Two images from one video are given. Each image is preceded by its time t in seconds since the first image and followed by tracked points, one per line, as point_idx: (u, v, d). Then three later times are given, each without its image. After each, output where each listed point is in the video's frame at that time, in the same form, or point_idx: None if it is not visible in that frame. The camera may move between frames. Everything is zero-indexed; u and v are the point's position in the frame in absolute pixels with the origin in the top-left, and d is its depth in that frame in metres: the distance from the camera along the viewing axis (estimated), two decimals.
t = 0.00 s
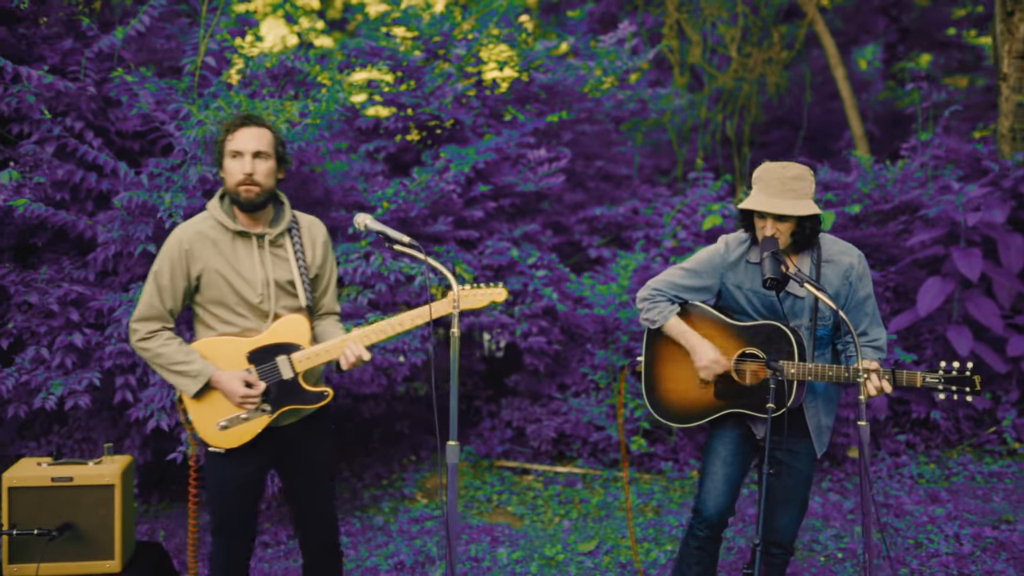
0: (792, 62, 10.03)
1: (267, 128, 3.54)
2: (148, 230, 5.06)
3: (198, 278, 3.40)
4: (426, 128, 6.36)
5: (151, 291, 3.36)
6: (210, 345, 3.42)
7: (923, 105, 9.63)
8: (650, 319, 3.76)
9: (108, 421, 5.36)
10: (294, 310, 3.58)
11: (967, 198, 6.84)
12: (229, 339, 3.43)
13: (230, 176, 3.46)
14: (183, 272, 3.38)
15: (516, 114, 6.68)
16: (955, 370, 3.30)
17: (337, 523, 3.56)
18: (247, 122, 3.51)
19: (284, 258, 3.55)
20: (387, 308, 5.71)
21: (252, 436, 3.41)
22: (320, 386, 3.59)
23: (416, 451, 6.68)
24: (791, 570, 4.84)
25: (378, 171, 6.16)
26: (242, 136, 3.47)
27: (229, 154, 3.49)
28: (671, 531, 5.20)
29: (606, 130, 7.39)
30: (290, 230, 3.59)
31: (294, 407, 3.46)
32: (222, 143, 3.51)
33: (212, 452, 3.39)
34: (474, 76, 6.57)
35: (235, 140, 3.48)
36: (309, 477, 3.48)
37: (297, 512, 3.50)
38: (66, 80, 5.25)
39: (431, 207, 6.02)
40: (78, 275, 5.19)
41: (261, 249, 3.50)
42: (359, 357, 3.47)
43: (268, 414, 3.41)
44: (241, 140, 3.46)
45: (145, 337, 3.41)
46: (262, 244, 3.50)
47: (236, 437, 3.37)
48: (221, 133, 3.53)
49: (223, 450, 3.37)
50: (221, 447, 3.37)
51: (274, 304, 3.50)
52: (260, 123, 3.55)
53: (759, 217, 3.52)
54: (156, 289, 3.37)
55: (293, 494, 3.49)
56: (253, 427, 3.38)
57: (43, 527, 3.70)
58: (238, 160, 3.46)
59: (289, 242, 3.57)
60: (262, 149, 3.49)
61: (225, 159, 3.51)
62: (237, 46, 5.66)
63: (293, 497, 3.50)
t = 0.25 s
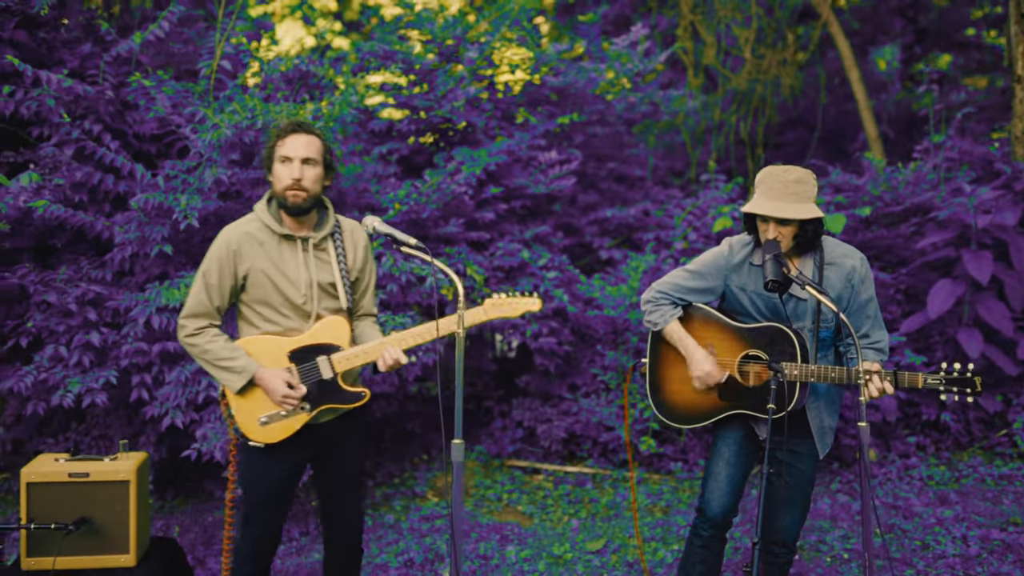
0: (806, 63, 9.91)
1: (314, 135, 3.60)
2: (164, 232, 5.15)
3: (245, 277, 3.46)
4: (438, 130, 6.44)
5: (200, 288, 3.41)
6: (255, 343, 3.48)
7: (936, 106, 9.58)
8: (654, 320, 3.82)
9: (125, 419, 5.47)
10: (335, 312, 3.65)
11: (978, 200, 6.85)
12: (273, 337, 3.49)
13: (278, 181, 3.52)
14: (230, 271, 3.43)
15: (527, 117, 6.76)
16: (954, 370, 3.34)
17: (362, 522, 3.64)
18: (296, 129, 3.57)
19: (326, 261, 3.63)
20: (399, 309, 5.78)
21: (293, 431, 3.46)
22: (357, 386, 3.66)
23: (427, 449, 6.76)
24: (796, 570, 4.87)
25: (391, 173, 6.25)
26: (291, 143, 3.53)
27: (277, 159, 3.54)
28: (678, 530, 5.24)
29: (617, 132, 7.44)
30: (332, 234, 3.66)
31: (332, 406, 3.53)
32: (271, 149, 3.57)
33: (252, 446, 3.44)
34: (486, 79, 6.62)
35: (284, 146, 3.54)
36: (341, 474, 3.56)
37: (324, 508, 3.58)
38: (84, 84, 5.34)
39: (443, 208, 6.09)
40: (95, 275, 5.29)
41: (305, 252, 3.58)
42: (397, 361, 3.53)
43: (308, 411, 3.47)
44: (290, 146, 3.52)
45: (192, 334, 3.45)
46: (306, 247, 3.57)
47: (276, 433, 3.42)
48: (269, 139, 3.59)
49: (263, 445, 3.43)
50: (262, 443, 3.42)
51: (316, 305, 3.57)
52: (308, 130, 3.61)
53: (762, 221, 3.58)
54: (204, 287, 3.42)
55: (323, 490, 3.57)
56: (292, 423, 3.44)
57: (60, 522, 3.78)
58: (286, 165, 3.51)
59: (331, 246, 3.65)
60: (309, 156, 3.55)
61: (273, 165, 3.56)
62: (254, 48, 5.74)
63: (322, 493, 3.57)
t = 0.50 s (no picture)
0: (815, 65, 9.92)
1: (349, 143, 3.64)
2: (172, 233, 5.20)
3: (271, 277, 3.54)
4: (444, 133, 6.48)
5: (228, 287, 3.50)
6: (278, 343, 3.56)
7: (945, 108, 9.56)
8: (653, 322, 3.87)
9: (132, 419, 5.53)
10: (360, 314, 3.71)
11: (984, 203, 6.86)
12: (297, 337, 3.56)
13: (313, 188, 3.58)
14: (258, 271, 3.52)
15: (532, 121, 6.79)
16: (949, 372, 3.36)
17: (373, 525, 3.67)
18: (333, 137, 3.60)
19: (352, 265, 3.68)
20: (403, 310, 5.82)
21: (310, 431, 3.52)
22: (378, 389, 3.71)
23: (433, 450, 6.83)
24: (797, 571, 4.89)
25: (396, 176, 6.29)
26: (328, 151, 3.57)
27: (313, 165, 3.58)
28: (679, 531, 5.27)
29: (622, 134, 7.46)
30: (360, 238, 3.72)
31: (351, 406, 3.58)
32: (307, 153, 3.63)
33: (272, 441, 3.53)
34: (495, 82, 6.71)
35: (321, 153, 3.57)
36: (354, 473, 3.61)
37: (338, 507, 3.63)
38: (94, 87, 5.41)
39: (448, 211, 6.13)
40: (104, 277, 5.36)
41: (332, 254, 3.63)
42: (416, 366, 3.58)
43: (327, 411, 3.52)
44: (327, 156, 3.56)
45: (218, 330, 3.55)
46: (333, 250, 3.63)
47: (295, 430, 3.49)
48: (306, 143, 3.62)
49: (282, 441, 3.50)
50: (282, 439, 3.50)
51: (340, 306, 3.63)
52: (343, 137, 3.64)
53: (758, 225, 3.60)
54: (232, 286, 3.51)
55: (338, 487, 3.62)
56: (312, 422, 3.51)
57: (66, 519, 3.84)
58: (322, 174, 3.56)
59: (358, 249, 3.69)
60: (344, 164, 3.59)
61: (308, 170, 3.61)
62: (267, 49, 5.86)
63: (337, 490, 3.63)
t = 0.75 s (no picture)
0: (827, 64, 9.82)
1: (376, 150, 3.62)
2: (180, 229, 5.29)
3: (284, 266, 3.60)
4: (451, 129, 6.52)
5: (240, 275, 3.57)
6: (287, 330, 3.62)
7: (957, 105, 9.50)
8: (653, 315, 3.88)
9: (142, 411, 5.60)
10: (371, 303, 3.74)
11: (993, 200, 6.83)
12: (307, 324, 3.61)
13: (342, 195, 3.58)
14: (271, 261, 3.58)
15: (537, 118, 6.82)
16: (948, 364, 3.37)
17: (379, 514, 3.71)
18: (364, 145, 3.56)
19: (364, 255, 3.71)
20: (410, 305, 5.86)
21: (320, 420, 3.54)
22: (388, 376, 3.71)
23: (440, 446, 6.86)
24: (801, 565, 4.89)
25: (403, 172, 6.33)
26: (361, 163, 3.55)
27: (343, 173, 3.55)
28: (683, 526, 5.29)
29: (630, 131, 7.46)
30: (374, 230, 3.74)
31: (360, 394, 3.58)
32: (334, 161, 3.55)
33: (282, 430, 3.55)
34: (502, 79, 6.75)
35: (353, 164, 3.54)
36: (365, 462, 3.65)
37: (348, 497, 3.66)
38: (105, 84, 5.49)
39: (455, 206, 6.18)
40: (114, 271, 5.42)
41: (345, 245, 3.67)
42: (424, 352, 3.55)
43: (334, 398, 3.53)
44: (362, 169, 3.54)
45: (230, 316, 3.61)
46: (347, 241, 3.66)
47: (307, 417, 3.51)
48: (334, 147, 3.55)
49: (293, 429, 3.52)
50: (294, 427, 3.52)
51: (351, 295, 3.66)
52: (370, 142, 3.60)
53: (758, 218, 3.62)
54: (245, 275, 3.57)
55: (348, 478, 3.66)
56: (321, 409, 3.52)
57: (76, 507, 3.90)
58: (353, 184, 3.56)
59: (371, 241, 3.71)
60: (373, 173, 3.59)
61: (336, 175, 3.57)
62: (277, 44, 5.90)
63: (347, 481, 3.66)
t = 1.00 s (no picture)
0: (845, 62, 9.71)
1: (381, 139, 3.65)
2: (191, 222, 5.35)
3: (291, 257, 3.64)
4: (462, 125, 6.55)
5: (249, 265, 3.62)
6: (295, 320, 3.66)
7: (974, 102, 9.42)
8: (657, 306, 3.91)
9: (155, 403, 5.65)
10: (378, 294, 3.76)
11: (1006, 196, 6.80)
12: (314, 314, 3.65)
13: (350, 186, 3.61)
14: (278, 251, 3.63)
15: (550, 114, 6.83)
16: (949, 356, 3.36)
17: (384, 504, 3.74)
18: (370, 135, 3.60)
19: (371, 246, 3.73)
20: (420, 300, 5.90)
21: (326, 409, 3.58)
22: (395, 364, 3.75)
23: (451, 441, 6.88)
24: (809, 560, 4.89)
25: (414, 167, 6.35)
26: (366, 153, 3.57)
27: (350, 164, 3.58)
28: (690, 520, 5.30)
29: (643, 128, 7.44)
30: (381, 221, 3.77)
31: (366, 382, 3.62)
32: (341, 152, 3.59)
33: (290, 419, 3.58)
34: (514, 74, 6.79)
35: (360, 154, 3.57)
36: (369, 452, 3.68)
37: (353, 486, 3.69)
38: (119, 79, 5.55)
39: (465, 201, 6.22)
40: (127, 264, 5.49)
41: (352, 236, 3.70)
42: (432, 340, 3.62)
43: (340, 387, 3.57)
44: (368, 159, 3.57)
45: (240, 306, 3.66)
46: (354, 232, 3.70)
47: (313, 406, 3.55)
48: (341, 140, 3.59)
49: (300, 417, 3.56)
50: (300, 415, 3.56)
51: (357, 285, 3.69)
52: (375, 133, 3.63)
53: (761, 209, 3.63)
54: (253, 265, 3.62)
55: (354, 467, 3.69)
56: (328, 398, 3.56)
57: (86, 495, 3.95)
58: (361, 174, 3.59)
59: (377, 231, 3.74)
60: (380, 163, 3.62)
61: (343, 167, 3.61)
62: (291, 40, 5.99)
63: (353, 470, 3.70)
